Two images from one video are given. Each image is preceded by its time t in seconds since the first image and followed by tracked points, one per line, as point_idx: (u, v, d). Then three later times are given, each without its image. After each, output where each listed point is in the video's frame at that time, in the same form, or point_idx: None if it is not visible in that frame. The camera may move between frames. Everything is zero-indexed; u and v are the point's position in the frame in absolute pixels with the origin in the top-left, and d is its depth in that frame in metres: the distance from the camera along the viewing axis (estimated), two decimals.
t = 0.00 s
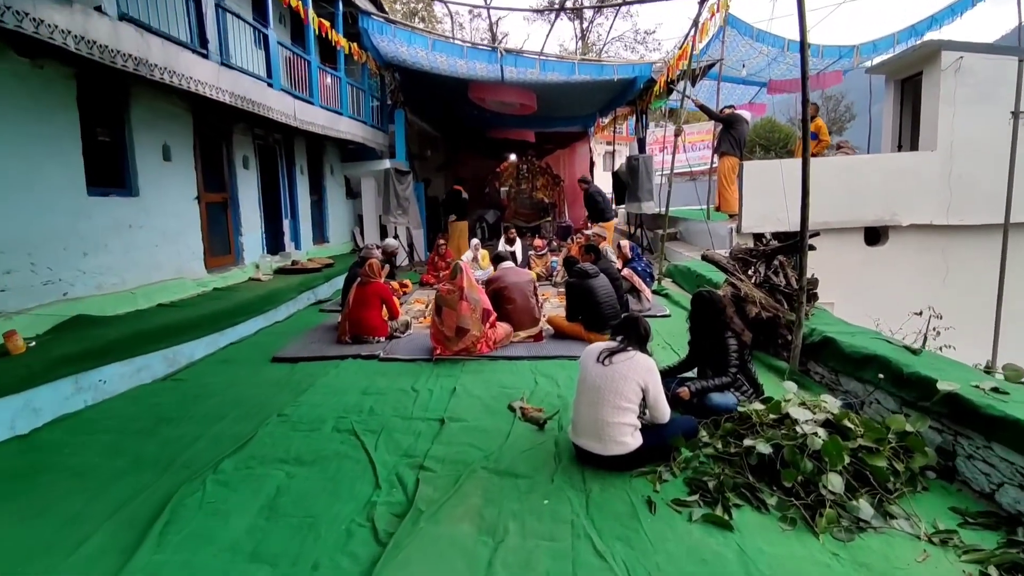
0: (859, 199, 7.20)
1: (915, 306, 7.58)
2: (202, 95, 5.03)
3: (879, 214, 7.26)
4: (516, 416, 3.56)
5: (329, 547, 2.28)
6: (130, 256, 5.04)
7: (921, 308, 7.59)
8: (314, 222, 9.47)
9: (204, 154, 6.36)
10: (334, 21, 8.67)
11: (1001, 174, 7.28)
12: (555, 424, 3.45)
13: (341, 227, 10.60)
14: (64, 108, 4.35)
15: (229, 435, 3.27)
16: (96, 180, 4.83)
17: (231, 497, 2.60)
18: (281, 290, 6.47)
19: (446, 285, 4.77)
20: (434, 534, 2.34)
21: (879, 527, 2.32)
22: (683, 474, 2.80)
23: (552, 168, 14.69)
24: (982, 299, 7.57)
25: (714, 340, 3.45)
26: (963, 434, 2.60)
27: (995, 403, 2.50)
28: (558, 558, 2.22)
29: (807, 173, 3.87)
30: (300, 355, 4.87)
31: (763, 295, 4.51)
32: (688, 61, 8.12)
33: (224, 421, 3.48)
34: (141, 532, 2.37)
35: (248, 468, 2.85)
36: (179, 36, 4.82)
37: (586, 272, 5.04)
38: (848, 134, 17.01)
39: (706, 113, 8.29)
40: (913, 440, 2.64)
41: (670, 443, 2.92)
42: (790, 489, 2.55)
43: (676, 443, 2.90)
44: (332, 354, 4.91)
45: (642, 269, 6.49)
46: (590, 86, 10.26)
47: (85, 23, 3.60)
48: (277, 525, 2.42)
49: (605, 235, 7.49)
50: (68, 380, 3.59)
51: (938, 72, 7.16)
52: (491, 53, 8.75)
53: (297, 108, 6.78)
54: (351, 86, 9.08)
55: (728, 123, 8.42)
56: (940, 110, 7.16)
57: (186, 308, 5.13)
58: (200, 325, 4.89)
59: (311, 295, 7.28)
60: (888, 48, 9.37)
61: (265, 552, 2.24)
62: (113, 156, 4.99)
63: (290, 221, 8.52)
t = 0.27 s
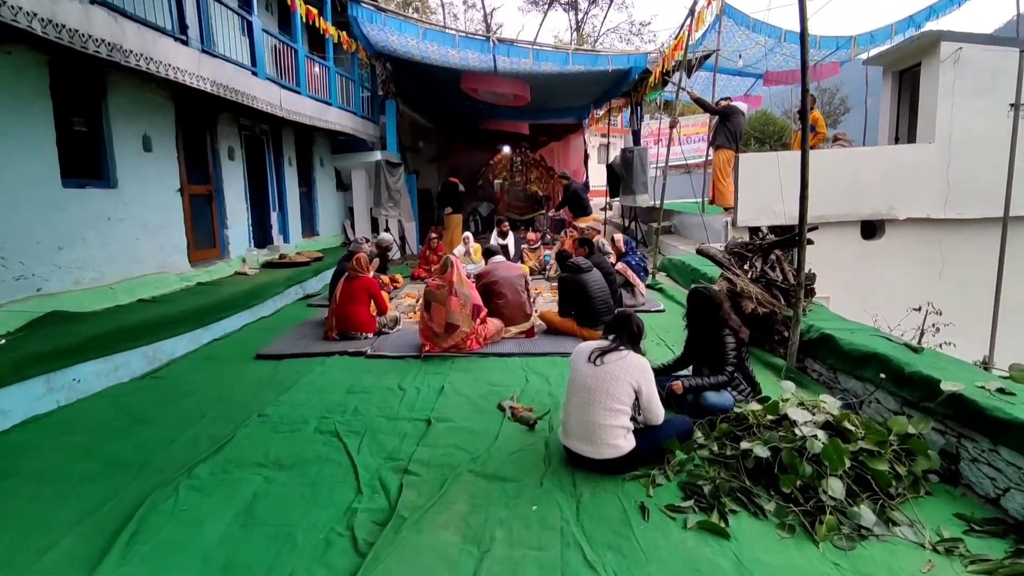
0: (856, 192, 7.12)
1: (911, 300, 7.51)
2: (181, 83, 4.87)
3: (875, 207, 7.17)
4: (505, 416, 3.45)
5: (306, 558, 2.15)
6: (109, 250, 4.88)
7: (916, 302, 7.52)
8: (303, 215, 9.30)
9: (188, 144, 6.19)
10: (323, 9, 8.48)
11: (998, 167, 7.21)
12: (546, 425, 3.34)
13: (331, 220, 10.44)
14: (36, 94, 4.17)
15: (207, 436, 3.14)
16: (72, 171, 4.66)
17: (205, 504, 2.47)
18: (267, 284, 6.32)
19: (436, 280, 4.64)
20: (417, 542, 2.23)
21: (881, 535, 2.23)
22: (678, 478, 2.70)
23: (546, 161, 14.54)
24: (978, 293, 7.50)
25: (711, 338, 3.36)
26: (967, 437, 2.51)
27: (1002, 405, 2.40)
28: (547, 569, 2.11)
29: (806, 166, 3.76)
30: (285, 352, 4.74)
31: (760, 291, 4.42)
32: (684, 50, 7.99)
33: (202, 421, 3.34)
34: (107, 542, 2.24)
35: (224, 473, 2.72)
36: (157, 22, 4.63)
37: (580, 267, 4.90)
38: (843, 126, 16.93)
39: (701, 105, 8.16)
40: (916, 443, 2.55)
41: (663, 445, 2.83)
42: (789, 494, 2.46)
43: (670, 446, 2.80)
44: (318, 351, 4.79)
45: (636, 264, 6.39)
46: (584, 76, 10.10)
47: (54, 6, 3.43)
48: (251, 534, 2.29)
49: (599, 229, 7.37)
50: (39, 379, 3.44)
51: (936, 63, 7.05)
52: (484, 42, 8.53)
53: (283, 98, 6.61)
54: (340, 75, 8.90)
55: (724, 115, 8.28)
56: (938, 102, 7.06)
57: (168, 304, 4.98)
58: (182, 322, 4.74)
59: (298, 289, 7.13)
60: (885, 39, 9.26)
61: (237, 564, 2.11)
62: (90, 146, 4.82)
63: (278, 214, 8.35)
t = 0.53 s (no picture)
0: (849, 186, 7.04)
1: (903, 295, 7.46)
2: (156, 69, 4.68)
3: (868, 201, 7.11)
4: (493, 417, 3.33)
5: (278, 572, 2.02)
6: (81, 243, 4.68)
7: (908, 297, 7.48)
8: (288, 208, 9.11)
9: (165, 135, 5.98)
10: None
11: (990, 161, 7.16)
12: (535, 426, 3.23)
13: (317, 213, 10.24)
14: None
15: (179, 440, 2.98)
16: (41, 161, 4.46)
17: (173, 515, 2.32)
18: (249, 279, 6.15)
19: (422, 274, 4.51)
20: (398, 554, 2.10)
21: (886, 543, 2.13)
22: (673, 482, 2.60)
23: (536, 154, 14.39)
24: (970, 287, 7.47)
25: (709, 335, 3.25)
26: (972, 438, 2.42)
27: (1009, 406, 2.31)
28: None
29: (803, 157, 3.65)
30: (266, 350, 4.58)
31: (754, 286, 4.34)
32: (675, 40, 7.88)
33: (175, 424, 3.19)
34: (65, 557, 2.09)
35: (195, 480, 2.58)
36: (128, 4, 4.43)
37: (570, 261, 4.87)
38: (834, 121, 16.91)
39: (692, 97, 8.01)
40: (919, 444, 2.45)
41: (657, 447, 2.72)
42: (789, 499, 2.35)
43: (665, 449, 2.69)
44: (301, 348, 4.63)
45: (628, 258, 6.27)
46: (575, 68, 9.95)
47: None
48: (221, 547, 2.15)
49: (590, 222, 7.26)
50: (1, 380, 3.26)
51: (929, 56, 6.98)
52: (472, 31, 8.33)
53: (265, 87, 6.41)
54: (325, 65, 8.69)
55: (715, 108, 8.16)
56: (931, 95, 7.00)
57: (144, 300, 4.80)
58: (158, 319, 4.57)
59: (282, 284, 6.96)
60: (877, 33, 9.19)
61: None
62: (60, 135, 4.61)
63: (262, 207, 8.15)
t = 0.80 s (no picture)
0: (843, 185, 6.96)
1: (898, 295, 7.40)
2: (131, 61, 4.48)
3: (862, 200, 7.04)
4: (484, 425, 3.20)
5: None
6: (53, 243, 4.48)
7: (902, 296, 7.42)
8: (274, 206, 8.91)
9: (144, 130, 5.78)
10: None
11: (985, 160, 7.11)
12: (528, 435, 3.09)
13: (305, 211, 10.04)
14: None
15: (152, 453, 2.82)
16: (9, 157, 4.25)
17: (140, 538, 2.16)
18: (232, 280, 5.96)
19: (411, 276, 4.36)
20: None
21: (899, 562, 2.00)
22: (674, 496, 2.47)
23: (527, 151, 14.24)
24: (964, 287, 7.43)
25: (709, 340, 3.15)
26: (985, 449, 2.31)
27: None
28: None
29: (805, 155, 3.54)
30: (248, 353, 4.41)
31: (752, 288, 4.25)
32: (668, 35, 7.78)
33: (148, 435, 3.02)
34: None
35: (166, 499, 2.42)
36: None
37: (563, 261, 4.77)
38: (825, 118, 16.89)
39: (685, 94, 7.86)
40: (931, 456, 2.34)
41: (656, 458, 2.60)
42: (796, 515, 2.24)
43: (665, 461, 2.57)
44: (284, 352, 4.47)
45: (621, 258, 6.15)
46: (566, 63, 9.81)
47: None
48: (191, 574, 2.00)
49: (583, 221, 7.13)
50: None
51: (923, 54, 6.91)
52: (463, 26, 8.16)
53: (248, 81, 6.22)
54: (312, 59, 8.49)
55: (709, 105, 8.03)
56: (926, 93, 6.92)
57: (120, 302, 4.61)
58: (135, 322, 4.38)
59: (267, 285, 6.78)
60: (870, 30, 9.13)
61: None
62: (30, 129, 4.41)
63: (246, 204, 7.95)
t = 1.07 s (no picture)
0: (840, 181, 6.88)
1: (897, 292, 7.32)
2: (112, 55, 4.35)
3: (861, 196, 6.94)
4: (478, 431, 3.10)
5: None
6: (34, 243, 4.35)
7: (902, 294, 7.34)
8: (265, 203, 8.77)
9: (129, 126, 5.64)
10: None
11: (985, 155, 7.03)
12: (522, 442, 2.99)
13: (297, 208, 9.89)
14: None
15: (131, 464, 2.71)
16: None
17: (113, 558, 2.06)
18: (222, 279, 5.83)
19: (404, 275, 4.25)
20: None
21: None
22: (675, 508, 2.37)
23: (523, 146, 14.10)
24: (965, 284, 7.34)
25: (709, 345, 3.04)
26: (998, 458, 2.22)
27: None
28: None
29: (807, 151, 3.44)
30: (235, 356, 4.29)
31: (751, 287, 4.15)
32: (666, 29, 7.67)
33: (128, 445, 2.90)
34: None
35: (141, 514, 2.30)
36: None
37: (560, 260, 4.64)
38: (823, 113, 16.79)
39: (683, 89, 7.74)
40: (942, 466, 2.24)
41: (656, 468, 2.50)
42: (803, 529, 2.13)
43: (665, 471, 2.46)
44: (273, 354, 4.36)
45: (618, 255, 6.05)
46: (562, 58, 9.68)
47: None
48: None
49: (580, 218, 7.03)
50: None
51: (924, 47, 6.81)
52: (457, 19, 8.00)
53: (236, 75, 6.07)
54: (303, 54, 8.34)
55: (706, 100, 7.91)
56: (927, 87, 6.83)
57: (103, 303, 4.48)
58: (118, 324, 4.25)
59: (257, 284, 6.65)
60: (870, 24, 9.03)
61: None
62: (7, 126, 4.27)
63: (237, 202, 7.81)
